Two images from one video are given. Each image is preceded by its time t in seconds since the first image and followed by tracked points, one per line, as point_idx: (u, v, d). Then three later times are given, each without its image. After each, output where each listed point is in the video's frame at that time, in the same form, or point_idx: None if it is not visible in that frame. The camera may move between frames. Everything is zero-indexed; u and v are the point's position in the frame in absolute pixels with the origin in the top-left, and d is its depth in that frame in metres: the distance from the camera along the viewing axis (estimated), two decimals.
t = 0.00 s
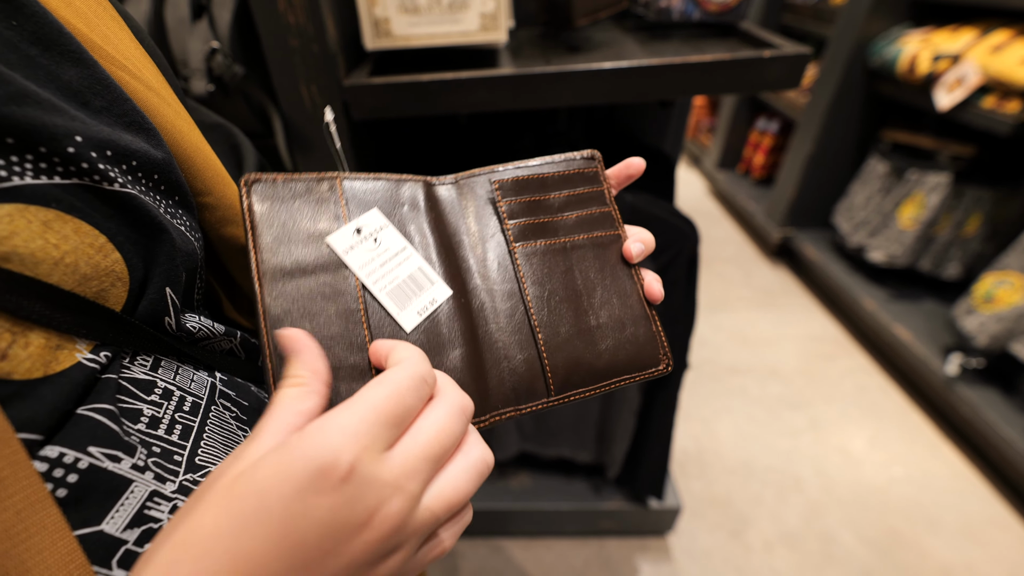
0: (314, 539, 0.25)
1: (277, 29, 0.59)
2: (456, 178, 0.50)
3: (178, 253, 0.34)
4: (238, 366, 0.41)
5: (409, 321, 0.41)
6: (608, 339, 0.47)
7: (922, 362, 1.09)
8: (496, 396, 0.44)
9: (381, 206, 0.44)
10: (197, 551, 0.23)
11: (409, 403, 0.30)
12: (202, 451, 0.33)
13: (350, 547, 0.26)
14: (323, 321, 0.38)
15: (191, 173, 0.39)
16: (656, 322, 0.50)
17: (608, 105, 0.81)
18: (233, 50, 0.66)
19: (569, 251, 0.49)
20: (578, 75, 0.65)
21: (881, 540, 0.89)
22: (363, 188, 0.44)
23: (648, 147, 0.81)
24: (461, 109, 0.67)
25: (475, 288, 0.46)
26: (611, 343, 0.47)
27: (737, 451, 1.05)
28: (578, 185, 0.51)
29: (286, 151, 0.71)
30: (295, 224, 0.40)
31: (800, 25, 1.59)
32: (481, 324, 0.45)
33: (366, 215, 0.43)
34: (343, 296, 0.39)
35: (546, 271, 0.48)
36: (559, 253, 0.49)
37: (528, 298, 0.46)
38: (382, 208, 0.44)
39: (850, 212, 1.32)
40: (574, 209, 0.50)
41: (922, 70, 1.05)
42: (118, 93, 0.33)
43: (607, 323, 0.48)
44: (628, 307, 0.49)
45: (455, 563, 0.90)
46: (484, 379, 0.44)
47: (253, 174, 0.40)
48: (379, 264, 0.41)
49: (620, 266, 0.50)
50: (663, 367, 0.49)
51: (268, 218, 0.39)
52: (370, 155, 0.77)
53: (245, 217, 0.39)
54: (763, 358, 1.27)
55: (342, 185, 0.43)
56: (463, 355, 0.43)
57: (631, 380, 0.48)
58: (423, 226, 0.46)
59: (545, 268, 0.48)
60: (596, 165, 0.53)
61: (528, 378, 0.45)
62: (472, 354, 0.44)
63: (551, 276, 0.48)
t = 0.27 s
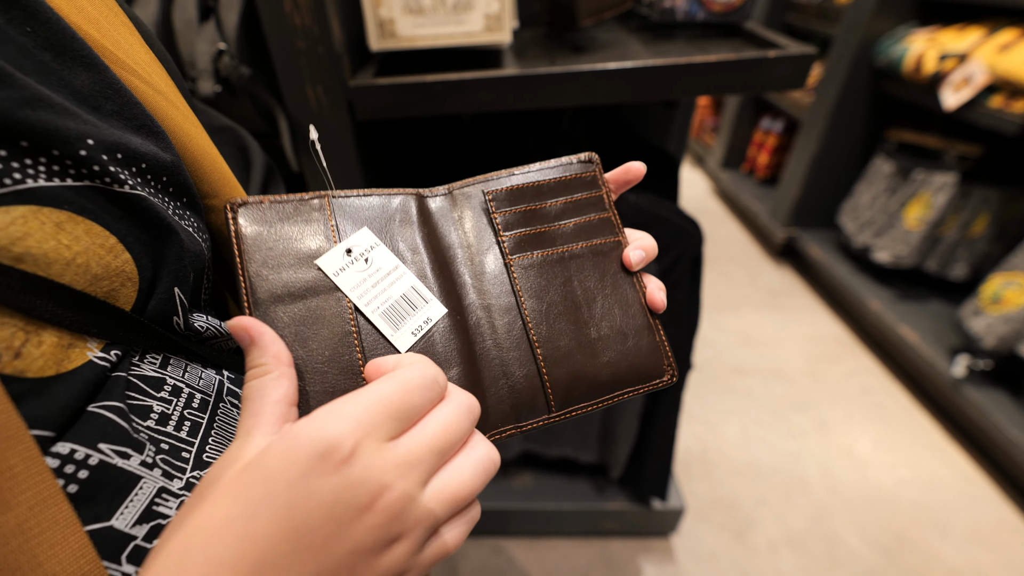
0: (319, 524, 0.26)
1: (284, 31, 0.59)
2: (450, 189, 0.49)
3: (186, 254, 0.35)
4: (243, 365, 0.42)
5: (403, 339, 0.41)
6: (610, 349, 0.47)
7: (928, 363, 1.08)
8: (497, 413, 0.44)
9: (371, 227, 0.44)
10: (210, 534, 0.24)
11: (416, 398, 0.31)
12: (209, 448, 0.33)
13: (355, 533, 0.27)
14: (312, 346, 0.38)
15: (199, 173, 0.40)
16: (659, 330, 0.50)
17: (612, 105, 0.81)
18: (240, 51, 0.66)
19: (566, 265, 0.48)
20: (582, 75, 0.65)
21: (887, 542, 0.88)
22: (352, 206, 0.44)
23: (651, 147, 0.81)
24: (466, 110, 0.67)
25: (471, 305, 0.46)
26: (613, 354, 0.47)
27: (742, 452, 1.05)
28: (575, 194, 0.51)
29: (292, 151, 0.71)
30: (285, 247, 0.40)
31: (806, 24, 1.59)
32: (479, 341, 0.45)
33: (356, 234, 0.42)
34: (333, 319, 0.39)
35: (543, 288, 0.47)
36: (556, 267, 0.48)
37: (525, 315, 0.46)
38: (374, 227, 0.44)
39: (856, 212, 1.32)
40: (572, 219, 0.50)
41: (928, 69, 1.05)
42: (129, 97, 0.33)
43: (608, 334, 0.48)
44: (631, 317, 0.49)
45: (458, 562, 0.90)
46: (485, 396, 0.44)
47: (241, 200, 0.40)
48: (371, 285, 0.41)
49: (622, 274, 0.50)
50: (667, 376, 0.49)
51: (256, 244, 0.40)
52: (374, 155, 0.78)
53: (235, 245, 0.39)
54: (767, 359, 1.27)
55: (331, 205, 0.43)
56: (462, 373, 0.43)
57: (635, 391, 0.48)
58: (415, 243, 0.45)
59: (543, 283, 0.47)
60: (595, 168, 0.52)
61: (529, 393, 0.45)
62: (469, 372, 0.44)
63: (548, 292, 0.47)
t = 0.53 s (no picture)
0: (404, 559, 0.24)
1: (294, 32, 0.60)
2: (451, 200, 0.48)
3: (194, 253, 0.35)
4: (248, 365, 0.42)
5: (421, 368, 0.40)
6: (619, 356, 0.47)
7: (939, 368, 1.06)
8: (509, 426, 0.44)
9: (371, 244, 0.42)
10: (303, 547, 0.23)
11: (513, 437, 0.28)
12: (214, 446, 0.33)
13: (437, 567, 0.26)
14: (328, 381, 0.37)
15: (206, 172, 0.40)
16: (671, 335, 0.49)
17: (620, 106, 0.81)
18: (251, 52, 0.67)
19: (578, 282, 0.47)
20: (591, 76, 0.65)
21: (896, 549, 0.87)
22: (356, 225, 0.42)
23: (659, 149, 0.81)
24: (473, 111, 0.67)
25: (481, 321, 0.45)
26: (621, 360, 0.47)
27: (748, 456, 1.04)
28: (577, 199, 0.49)
29: (301, 152, 0.71)
30: (293, 276, 0.38)
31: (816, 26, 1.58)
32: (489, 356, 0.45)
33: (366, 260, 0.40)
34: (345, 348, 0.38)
35: (552, 304, 0.46)
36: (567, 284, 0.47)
37: (535, 329, 0.46)
38: (380, 247, 0.42)
39: (866, 215, 1.30)
40: (575, 227, 0.48)
41: (940, 71, 1.04)
42: (138, 97, 0.33)
43: (619, 342, 0.47)
44: (641, 324, 0.48)
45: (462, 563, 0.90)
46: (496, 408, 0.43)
47: (239, 228, 0.37)
48: (387, 314, 0.39)
49: (630, 279, 0.49)
50: (676, 378, 0.49)
51: (264, 275, 0.37)
52: (382, 156, 0.78)
53: (240, 279, 0.36)
54: (774, 362, 1.26)
55: (336, 227, 0.41)
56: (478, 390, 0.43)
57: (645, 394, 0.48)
58: (422, 262, 0.44)
59: (552, 297, 0.47)
60: (600, 166, 0.50)
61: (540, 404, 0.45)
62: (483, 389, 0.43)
63: (557, 307, 0.46)
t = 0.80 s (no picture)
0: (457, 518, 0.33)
1: (307, 34, 0.60)
2: (462, 212, 0.45)
3: (204, 252, 0.35)
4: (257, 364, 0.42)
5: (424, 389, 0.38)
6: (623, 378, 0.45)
7: (950, 372, 1.05)
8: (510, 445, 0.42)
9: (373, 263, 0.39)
10: (388, 506, 0.32)
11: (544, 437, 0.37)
12: (223, 443, 0.33)
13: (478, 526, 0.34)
14: (336, 399, 0.36)
15: (217, 172, 0.40)
16: (677, 362, 0.47)
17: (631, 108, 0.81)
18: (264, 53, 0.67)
19: (590, 302, 0.45)
20: (602, 78, 0.65)
21: (905, 554, 0.86)
22: (365, 238, 0.40)
23: (670, 151, 0.81)
24: (484, 112, 0.67)
25: (488, 340, 0.43)
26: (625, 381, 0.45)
27: (757, 459, 1.03)
28: (592, 215, 0.46)
29: (312, 152, 0.72)
30: (305, 286, 0.37)
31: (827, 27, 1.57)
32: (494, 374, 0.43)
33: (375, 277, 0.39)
34: (352, 365, 0.37)
35: (559, 324, 0.44)
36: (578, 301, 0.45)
37: (541, 351, 0.44)
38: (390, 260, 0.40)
39: (877, 218, 1.29)
40: (588, 244, 0.46)
41: (953, 72, 1.03)
42: (150, 98, 0.34)
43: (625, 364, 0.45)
44: (648, 348, 0.46)
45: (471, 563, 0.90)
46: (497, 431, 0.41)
47: (246, 238, 0.35)
48: (392, 337, 0.38)
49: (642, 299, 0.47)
50: (679, 404, 0.47)
51: (275, 288, 0.36)
52: (393, 156, 0.78)
53: (246, 293, 0.35)
54: (784, 365, 1.25)
55: (345, 238, 0.39)
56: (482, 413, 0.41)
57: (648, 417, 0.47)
58: (428, 278, 0.42)
59: (558, 318, 0.44)
60: (618, 182, 0.47)
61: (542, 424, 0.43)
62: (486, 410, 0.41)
63: (563, 327, 0.44)
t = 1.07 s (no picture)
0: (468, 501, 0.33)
1: (315, 34, 0.61)
2: (466, 230, 0.42)
3: (213, 247, 0.35)
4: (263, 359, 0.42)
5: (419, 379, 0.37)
6: (624, 396, 0.45)
7: (954, 381, 1.05)
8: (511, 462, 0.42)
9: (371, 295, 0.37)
10: (406, 487, 0.31)
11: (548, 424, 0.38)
12: (231, 436, 0.33)
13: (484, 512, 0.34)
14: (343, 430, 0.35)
15: (226, 169, 0.40)
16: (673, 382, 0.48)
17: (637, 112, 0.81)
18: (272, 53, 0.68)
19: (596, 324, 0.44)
20: (609, 82, 0.65)
21: (906, 562, 0.86)
22: (368, 264, 0.37)
23: (676, 155, 0.81)
24: (491, 114, 0.67)
25: (493, 364, 0.42)
26: (626, 399, 0.45)
27: (758, 465, 1.03)
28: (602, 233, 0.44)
29: (319, 153, 0.72)
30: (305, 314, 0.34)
31: (835, 32, 1.56)
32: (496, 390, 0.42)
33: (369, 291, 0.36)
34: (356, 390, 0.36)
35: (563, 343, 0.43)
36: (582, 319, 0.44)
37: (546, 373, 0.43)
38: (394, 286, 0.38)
39: (882, 225, 1.29)
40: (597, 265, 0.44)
41: (961, 80, 1.03)
42: (160, 94, 0.34)
43: (626, 381, 0.45)
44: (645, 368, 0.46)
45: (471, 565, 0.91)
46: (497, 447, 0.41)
47: (248, 276, 0.33)
48: (395, 349, 0.36)
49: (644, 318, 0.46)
50: (677, 419, 0.48)
51: (277, 329, 0.34)
52: (399, 157, 0.79)
53: (247, 328, 0.33)
54: (786, 372, 1.25)
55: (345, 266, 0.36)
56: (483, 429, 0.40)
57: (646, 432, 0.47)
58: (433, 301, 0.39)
59: (563, 340, 0.43)
60: (627, 202, 0.45)
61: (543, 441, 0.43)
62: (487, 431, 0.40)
63: (566, 347, 0.43)
